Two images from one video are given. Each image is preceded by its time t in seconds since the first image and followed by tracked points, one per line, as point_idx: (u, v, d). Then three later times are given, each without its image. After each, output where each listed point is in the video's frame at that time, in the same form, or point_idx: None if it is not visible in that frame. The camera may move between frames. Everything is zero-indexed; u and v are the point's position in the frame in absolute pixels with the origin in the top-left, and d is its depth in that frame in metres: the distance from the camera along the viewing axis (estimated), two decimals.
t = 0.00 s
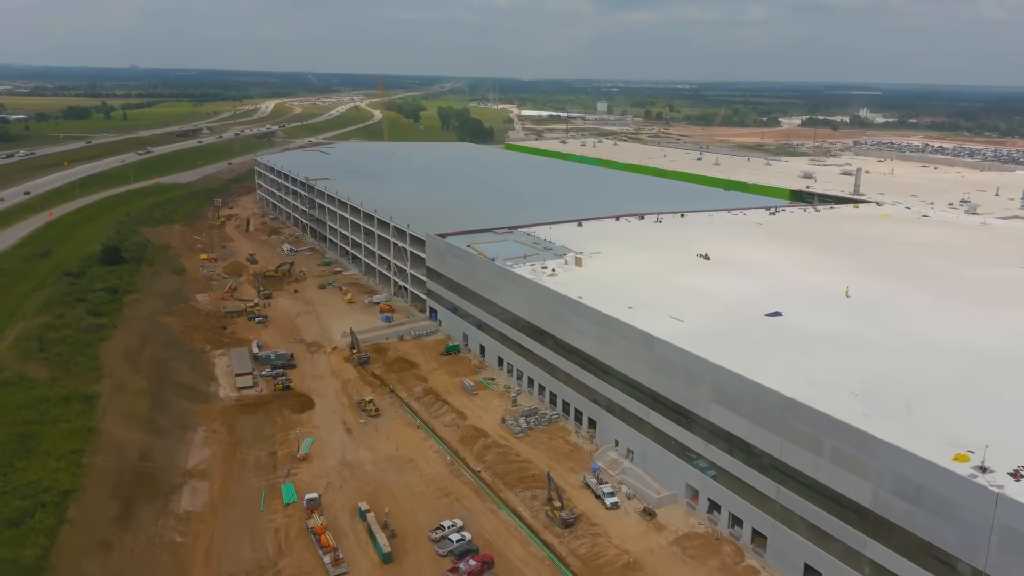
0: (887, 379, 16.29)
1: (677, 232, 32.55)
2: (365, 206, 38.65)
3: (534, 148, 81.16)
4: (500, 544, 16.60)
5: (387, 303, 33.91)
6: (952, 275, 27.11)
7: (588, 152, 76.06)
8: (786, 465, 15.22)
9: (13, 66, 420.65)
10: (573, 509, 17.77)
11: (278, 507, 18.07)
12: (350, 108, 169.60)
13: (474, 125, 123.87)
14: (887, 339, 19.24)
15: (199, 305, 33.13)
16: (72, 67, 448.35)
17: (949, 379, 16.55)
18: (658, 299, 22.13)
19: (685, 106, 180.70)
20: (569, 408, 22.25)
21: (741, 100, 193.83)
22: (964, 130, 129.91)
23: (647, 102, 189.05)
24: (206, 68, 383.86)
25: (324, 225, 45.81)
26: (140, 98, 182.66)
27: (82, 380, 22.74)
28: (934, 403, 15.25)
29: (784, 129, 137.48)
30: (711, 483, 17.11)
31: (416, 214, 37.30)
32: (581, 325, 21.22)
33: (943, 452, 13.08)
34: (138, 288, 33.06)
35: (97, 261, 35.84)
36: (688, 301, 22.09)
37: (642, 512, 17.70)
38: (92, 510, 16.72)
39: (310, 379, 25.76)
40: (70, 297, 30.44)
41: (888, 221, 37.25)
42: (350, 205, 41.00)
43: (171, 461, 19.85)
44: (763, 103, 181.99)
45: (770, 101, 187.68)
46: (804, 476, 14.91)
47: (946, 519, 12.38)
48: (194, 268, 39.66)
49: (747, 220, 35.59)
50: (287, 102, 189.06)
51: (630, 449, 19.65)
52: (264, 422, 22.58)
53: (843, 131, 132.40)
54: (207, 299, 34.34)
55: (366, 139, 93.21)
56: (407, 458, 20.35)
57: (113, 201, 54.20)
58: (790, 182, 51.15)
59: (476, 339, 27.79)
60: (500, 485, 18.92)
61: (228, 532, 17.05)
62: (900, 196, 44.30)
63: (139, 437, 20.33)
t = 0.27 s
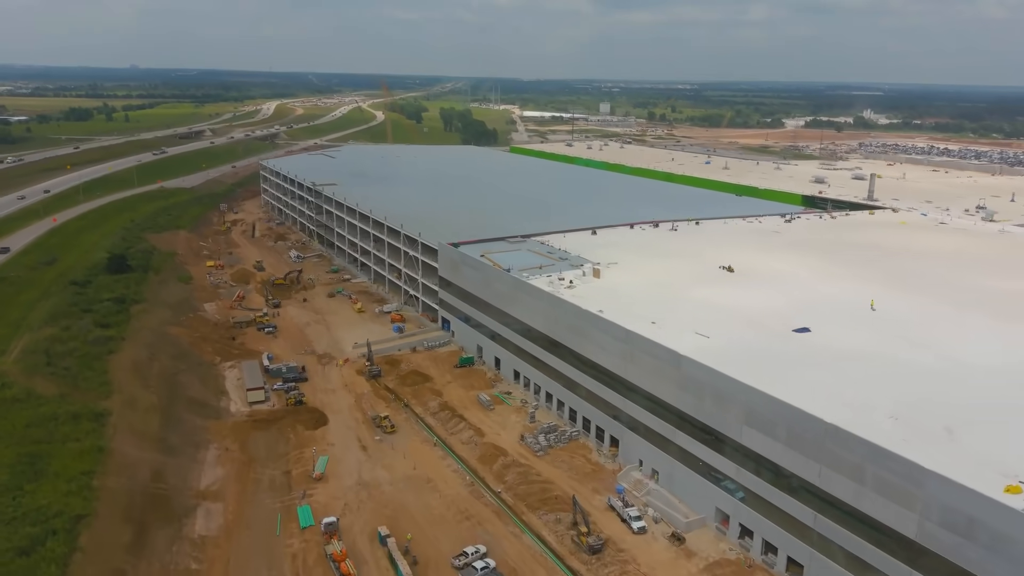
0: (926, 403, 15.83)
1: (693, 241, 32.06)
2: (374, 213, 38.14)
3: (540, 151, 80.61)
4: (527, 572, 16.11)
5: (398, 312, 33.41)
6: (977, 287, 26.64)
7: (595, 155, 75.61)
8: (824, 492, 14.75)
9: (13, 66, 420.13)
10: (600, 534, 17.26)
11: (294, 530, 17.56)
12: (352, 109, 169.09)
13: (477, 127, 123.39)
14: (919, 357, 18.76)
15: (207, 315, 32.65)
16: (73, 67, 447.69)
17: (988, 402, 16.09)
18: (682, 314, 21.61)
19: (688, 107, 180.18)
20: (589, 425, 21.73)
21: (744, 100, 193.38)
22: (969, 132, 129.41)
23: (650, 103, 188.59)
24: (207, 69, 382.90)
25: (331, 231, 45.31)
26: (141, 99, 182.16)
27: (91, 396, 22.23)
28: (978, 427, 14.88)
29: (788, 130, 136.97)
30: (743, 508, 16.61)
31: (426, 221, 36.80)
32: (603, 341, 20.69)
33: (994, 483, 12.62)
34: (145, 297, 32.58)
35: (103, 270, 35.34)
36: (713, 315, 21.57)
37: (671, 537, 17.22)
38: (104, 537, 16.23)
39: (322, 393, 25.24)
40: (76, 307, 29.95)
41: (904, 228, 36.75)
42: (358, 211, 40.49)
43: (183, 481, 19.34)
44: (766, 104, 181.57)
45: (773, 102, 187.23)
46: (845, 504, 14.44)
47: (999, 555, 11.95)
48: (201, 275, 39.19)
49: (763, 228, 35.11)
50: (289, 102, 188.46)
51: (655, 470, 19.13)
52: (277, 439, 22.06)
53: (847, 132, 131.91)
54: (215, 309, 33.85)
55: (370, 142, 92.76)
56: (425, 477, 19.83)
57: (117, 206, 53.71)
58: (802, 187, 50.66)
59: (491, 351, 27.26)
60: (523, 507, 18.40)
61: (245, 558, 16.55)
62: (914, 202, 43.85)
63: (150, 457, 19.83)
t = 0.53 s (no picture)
0: (971, 431, 15.28)
1: (711, 250, 31.54)
2: (384, 221, 37.60)
3: (547, 155, 80.07)
4: None
5: (410, 323, 32.83)
6: (1004, 300, 26.08)
7: (601, 159, 75.01)
8: (870, 525, 14.24)
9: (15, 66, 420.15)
10: (630, 563, 16.72)
11: (314, 558, 17.03)
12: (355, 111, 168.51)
13: (480, 130, 122.85)
14: (959, 378, 18.16)
15: (216, 326, 32.13)
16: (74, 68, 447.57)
17: None
18: (707, 331, 21.05)
19: (690, 108, 179.62)
20: (611, 444, 21.18)
21: (747, 101, 192.66)
22: (974, 134, 128.84)
23: (652, 104, 188.23)
24: (208, 69, 382.82)
25: (339, 238, 44.76)
26: (143, 100, 181.70)
27: (101, 414, 21.68)
28: None
29: (792, 132, 136.44)
30: (779, 537, 16.09)
31: (438, 230, 36.25)
32: (628, 359, 20.11)
33: None
34: (153, 308, 32.06)
35: (110, 280, 34.80)
36: (739, 333, 20.99)
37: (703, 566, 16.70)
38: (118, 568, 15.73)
39: (336, 409, 24.70)
40: (83, 319, 29.40)
41: (923, 237, 36.22)
42: (367, 219, 39.95)
43: (197, 505, 18.80)
44: (769, 105, 181.02)
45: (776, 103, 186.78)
46: (892, 538, 13.91)
47: None
48: (209, 284, 38.66)
49: (780, 237, 34.55)
50: (291, 104, 187.86)
51: (683, 493, 18.59)
52: (291, 459, 21.51)
53: (852, 134, 131.39)
54: (223, 319, 33.32)
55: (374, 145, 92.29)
56: (446, 500, 19.29)
57: (122, 212, 53.15)
58: (814, 193, 50.12)
59: (507, 365, 26.68)
60: (548, 533, 17.87)
61: None
62: (930, 209, 43.30)
63: (163, 479, 19.30)
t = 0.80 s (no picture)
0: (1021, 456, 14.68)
1: (729, 259, 30.99)
2: (394, 228, 37.06)
3: (553, 159, 79.55)
4: None
5: (422, 333, 32.28)
6: None
7: (608, 162, 74.45)
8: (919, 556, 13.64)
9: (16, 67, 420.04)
10: None
11: None
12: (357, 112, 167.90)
13: (484, 132, 122.30)
14: (1000, 398, 17.58)
15: (225, 336, 31.59)
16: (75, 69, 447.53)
17: None
18: (735, 346, 20.45)
19: (693, 109, 179.00)
20: (636, 462, 20.58)
21: (749, 102, 192.17)
22: (979, 135, 128.17)
23: (655, 105, 187.65)
24: (209, 70, 382.58)
25: (348, 244, 44.22)
26: (145, 101, 181.21)
27: (111, 432, 21.14)
28: None
29: (796, 133, 135.84)
30: (818, 565, 15.49)
31: (449, 237, 35.71)
32: (654, 376, 19.49)
33: None
34: (161, 318, 31.52)
35: (116, 288, 34.28)
36: (768, 348, 20.40)
37: None
38: None
39: (350, 424, 24.14)
40: (91, 330, 28.87)
41: (943, 244, 35.64)
42: (377, 225, 39.42)
43: (211, 528, 18.23)
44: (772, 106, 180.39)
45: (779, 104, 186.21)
46: (943, 571, 13.32)
47: None
48: (216, 292, 38.16)
49: (798, 244, 34.01)
50: (293, 105, 187.36)
51: (714, 516, 18.00)
52: (306, 477, 20.92)
53: (857, 135, 130.76)
54: (232, 329, 32.80)
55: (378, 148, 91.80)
56: (468, 522, 18.70)
57: (127, 217, 52.64)
58: (827, 197, 49.57)
59: (524, 378, 26.07)
60: (575, 558, 17.30)
61: None
62: (946, 215, 42.76)
63: (176, 501, 18.74)
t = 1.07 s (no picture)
0: None
1: (748, 264, 30.41)
2: (405, 232, 36.48)
3: (560, 160, 79.02)
4: None
5: (435, 339, 31.68)
6: None
7: (615, 163, 73.88)
8: None
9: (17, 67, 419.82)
10: None
11: None
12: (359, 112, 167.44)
13: (487, 132, 121.74)
14: None
15: (234, 342, 31.01)
16: (76, 70, 446.89)
17: None
18: (766, 357, 19.86)
19: (696, 109, 178.47)
20: (662, 476, 19.99)
21: (752, 101, 191.65)
22: (985, 135, 127.55)
23: (657, 105, 187.07)
24: (210, 70, 382.43)
25: (357, 248, 43.66)
26: (146, 101, 180.72)
27: (122, 444, 20.55)
28: None
29: (800, 134, 135.22)
30: None
31: (462, 241, 35.13)
32: (684, 389, 18.90)
33: None
34: (169, 324, 30.93)
35: (123, 293, 33.70)
36: (800, 359, 19.80)
37: None
38: None
39: (365, 434, 23.54)
40: (98, 337, 28.29)
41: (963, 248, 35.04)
42: (387, 229, 38.85)
43: (227, 545, 17.65)
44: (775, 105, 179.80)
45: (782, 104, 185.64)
46: None
47: None
48: (224, 297, 37.60)
49: (817, 248, 33.43)
50: (294, 106, 186.54)
51: (748, 534, 17.43)
52: (323, 491, 20.33)
53: (861, 136, 130.14)
54: (242, 335, 32.23)
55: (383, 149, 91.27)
56: (492, 540, 18.11)
57: (132, 219, 52.07)
58: (840, 200, 48.96)
59: (543, 387, 25.45)
60: None
61: None
62: (963, 218, 42.20)
63: (190, 517, 18.15)
